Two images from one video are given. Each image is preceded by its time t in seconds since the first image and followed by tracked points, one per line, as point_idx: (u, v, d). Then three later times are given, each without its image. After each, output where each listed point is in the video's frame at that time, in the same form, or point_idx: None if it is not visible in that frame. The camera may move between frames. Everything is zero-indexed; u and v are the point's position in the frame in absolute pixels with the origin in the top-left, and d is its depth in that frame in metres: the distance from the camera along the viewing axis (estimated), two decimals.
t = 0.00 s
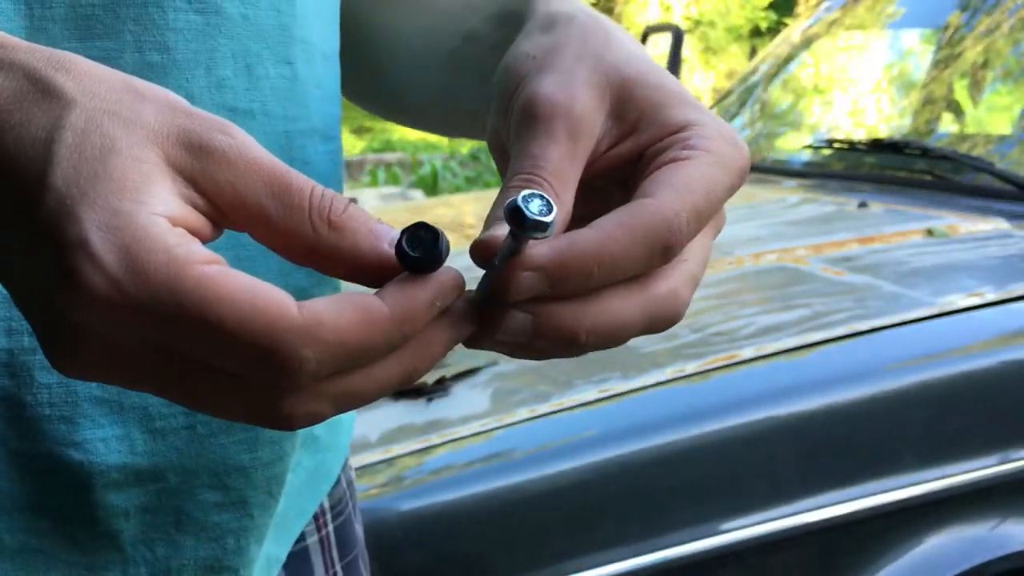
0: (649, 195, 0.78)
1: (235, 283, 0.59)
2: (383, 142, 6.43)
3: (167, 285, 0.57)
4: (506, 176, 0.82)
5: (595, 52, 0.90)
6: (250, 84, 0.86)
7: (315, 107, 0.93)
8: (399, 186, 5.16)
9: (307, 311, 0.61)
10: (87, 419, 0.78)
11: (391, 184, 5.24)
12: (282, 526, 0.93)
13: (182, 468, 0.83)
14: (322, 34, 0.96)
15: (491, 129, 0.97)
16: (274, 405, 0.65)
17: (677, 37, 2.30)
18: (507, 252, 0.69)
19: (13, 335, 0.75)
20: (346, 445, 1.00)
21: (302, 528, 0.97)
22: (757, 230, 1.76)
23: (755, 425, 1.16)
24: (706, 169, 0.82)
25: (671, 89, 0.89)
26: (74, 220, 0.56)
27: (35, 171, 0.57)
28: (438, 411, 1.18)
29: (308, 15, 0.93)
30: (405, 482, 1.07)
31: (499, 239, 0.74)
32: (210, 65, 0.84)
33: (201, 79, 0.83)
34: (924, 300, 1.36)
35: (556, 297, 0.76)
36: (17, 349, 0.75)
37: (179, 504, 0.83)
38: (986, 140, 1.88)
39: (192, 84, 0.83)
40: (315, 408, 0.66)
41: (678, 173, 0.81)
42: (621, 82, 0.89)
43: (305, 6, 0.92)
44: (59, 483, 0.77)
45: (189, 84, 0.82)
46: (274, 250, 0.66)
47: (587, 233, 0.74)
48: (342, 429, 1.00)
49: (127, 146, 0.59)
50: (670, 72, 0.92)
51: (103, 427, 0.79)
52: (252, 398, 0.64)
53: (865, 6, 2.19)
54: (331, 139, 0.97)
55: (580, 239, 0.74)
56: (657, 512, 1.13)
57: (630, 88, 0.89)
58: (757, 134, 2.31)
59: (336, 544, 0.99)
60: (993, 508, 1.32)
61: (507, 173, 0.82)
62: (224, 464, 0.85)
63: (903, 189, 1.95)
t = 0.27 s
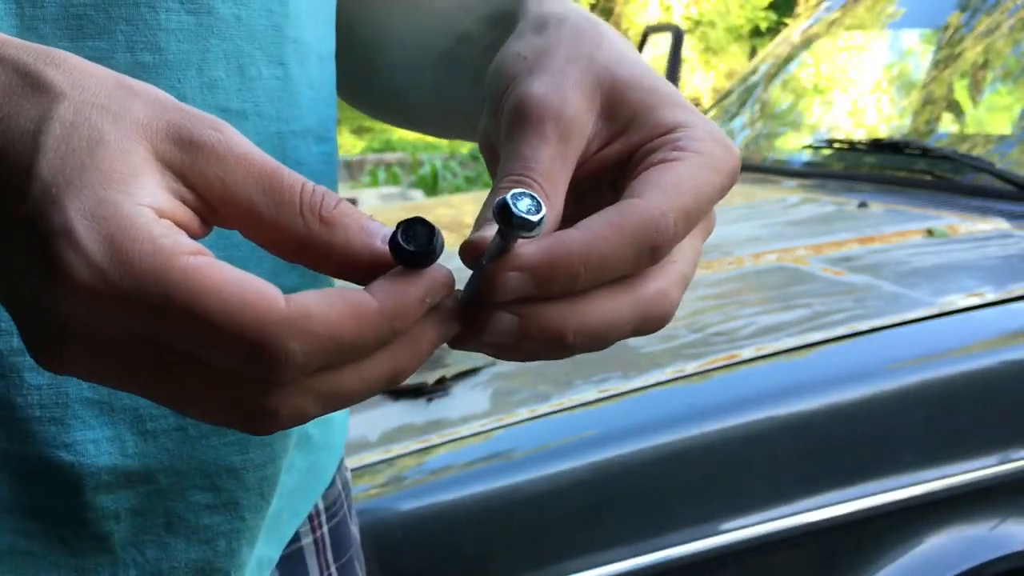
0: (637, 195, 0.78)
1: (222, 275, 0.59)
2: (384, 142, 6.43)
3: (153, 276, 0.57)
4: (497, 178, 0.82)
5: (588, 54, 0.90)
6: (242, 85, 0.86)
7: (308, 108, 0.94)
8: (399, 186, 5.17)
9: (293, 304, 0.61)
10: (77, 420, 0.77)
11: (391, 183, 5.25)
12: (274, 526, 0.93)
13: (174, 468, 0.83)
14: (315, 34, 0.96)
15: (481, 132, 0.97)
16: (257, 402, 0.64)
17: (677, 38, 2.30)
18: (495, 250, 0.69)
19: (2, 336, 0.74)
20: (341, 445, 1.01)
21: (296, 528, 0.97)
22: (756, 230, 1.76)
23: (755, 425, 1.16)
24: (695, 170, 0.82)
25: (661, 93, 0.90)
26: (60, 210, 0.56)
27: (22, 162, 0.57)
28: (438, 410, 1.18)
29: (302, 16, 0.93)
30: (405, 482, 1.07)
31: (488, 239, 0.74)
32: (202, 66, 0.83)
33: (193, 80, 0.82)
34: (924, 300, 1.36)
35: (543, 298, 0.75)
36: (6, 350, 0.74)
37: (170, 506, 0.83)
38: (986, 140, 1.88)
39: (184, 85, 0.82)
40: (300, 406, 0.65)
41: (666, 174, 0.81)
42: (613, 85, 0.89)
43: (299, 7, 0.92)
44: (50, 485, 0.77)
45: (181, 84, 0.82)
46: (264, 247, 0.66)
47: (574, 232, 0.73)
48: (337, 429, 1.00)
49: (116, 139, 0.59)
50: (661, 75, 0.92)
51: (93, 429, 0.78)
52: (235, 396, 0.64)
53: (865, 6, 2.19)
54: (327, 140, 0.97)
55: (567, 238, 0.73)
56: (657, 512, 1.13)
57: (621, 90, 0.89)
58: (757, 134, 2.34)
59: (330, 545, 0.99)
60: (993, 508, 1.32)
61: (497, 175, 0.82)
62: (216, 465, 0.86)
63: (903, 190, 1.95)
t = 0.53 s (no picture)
0: (610, 200, 0.78)
1: (203, 254, 0.56)
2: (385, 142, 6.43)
3: (135, 259, 0.54)
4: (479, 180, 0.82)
5: (572, 60, 0.90)
6: (235, 86, 0.86)
7: (301, 110, 0.94)
8: (400, 186, 5.17)
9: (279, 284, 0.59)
10: (70, 422, 0.77)
11: (392, 183, 5.26)
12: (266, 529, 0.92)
13: (166, 469, 0.83)
14: (308, 37, 0.96)
15: (464, 135, 0.97)
16: (237, 392, 0.61)
17: (677, 38, 2.30)
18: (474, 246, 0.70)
19: None
20: (336, 447, 1.01)
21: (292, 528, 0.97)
22: (756, 230, 1.76)
23: (754, 425, 1.16)
24: (670, 177, 0.82)
25: (641, 102, 0.90)
26: (42, 192, 0.54)
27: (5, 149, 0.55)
28: (438, 410, 1.18)
29: (295, 17, 0.93)
30: (405, 482, 1.07)
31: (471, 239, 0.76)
32: (195, 67, 0.83)
33: (186, 81, 0.82)
34: (924, 300, 1.36)
35: (513, 301, 0.75)
36: None
37: (162, 507, 0.83)
38: (986, 140, 1.88)
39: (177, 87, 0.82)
40: (283, 398, 0.62)
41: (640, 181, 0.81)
42: (595, 91, 0.89)
43: (293, 9, 0.92)
44: (42, 487, 0.77)
45: (173, 86, 0.82)
46: (251, 237, 0.64)
47: (551, 236, 0.73)
48: (331, 430, 1.00)
49: (101, 126, 0.57)
50: (642, 86, 0.92)
51: (86, 430, 0.78)
52: (215, 388, 0.60)
53: (865, 6, 2.19)
54: (320, 142, 0.97)
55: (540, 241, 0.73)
56: (657, 512, 1.13)
57: (603, 97, 0.89)
58: (757, 134, 2.34)
59: (327, 546, 1.00)
60: (993, 508, 1.32)
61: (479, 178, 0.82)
62: (208, 467, 0.86)
63: (903, 190, 1.95)
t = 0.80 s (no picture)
0: (609, 207, 0.78)
1: (203, 253, 0.56)
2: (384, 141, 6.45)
3: (136, 258, 0.54)
4: (479, 183, 0.82)
5: (572, 65, 0.90)
6: (235, 88, 0.86)
7: (301, 111, 0.94)
8: (400, 186, 5.17)
9: (280, 283, 0.58)
10: (71, 422, 0.77)
11: (392, 183, 5.26)
12: (267, 528, 0.92)
13: (167, 469, 0.83)
14: (307, 38, 0.96)
15: (461, 137, 0.97)
16: (238, 392, 0.61)
17: (677, 39, 2.30)
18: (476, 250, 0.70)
19: None
20: (336, 446, 1.01)
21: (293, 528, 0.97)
22: (755, 230, 1.76)
23: (754, 425, 1.16)
24: (668, 186, 0.82)
25: (639, 109, 0.90)
26: (43, 192, 0.54)
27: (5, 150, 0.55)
28: (438, 410, 1.18)
29: (294, 20, 0.93)
30: (405, 482, 1.08)
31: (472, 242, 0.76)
32: (195, 69, 0.83)
33: (186, 83, 0.82)
34: (924, 300, 1.36)
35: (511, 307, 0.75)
36: None
37: (163, 506, 0.83)
38: (986, 140, 1.88)
39: (177, 88, 0.82)
40: (284, 398, 0.62)
41: (639, 189, 0.81)
42: (594, 97, 0.89)
43: (293, 11, 0.92)
44: (44, 486, 0.77)
45: (173, 88, 0.82)
46: (251, 237, 0.64)
47: (550, 242, 0.73)
48: (331, 430, 1.00)
49: (102, 127, 0.57)
50: (641, 92, 0.92)
51: (88, 430, 0.78)
52: (215, 388, 0.60)
53: (865, 6, 2.20)
54: (321, 143, 0.97)
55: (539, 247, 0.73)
56: (657, 512, 1.13)
57: (601, 103, 0.89)
58: (757, 133, 2.34)
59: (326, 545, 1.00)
60: (993, 508, 1.32)
61: (479, 181, 0.82)
62: (209, 466, 0.85)
63: (902, 190, 1.95)
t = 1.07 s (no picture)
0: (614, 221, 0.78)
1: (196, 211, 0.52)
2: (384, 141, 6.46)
3: (124, 214, 0.50)
4: (484, 187, 0.82)
5: (578, 76, 0.90)
6: (237, 88, 0.86)
7: (303, 111, 0.94)
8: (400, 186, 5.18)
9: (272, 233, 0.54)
10: (74, 420, 0.76)
11: (392, 183, 5.26)
12: (271, 526, 0.92)
13: (170, 467, 0.83)
14: (308, 38, 0.96)
15: (463, 144, 0.97)
16: (226, 370, 0.56)
17: (677, 40, 2.30)
18: (486, 259, 0.69)
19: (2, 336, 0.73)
20: (338, 446, 1.01)
21: (294, 528, 0.97)
22: (755, 230, 1.77)
23: (754, 425, 1.16)
24: (672, 201, 0.82)
25: (645, 122, 0.90)
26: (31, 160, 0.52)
27: None
28: (438, 410, 1.18)
29: (295, 20, 0.93)
30: (405, 481, 1.08)
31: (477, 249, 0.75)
32: (197, 70, 0.83)
33: (189, 83, 0.82)
34: (924, 300, 1.36)
35: (516, 317, 0.75)
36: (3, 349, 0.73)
37: (166, 504, 0.83)
38: (986, 140, 1.88)
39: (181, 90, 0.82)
40: (279, 384, 0.58)
41: (644, 204, 0.81)
42: (600, 109, 0.89)
43: (293, 12, 0.93)
44: (47, 485, 0.76)
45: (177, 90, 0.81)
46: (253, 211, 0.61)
47: (557, 254, 0.74)
48: (332, 430, 1.00)
49: (95, 98, 0.55)
50: (645, 106, 0.93)
51: (91, 429, 0.78)
52: (203, 367, 0.56)
53: (865, 6, 2.21)
54: (321, 143, 0.99)
55: (548, 260, 0.73)
56: (657, 512, 1.13)
57: (607, 115, 0.89)
58: (757, 133, 2.34)
59: (328, 544, 1.00)
60: (993, 508, 1.32)
61: (484, 185, 0.82)
62: (211, 466, 0.86)
63: (902, 190, 1.97)
